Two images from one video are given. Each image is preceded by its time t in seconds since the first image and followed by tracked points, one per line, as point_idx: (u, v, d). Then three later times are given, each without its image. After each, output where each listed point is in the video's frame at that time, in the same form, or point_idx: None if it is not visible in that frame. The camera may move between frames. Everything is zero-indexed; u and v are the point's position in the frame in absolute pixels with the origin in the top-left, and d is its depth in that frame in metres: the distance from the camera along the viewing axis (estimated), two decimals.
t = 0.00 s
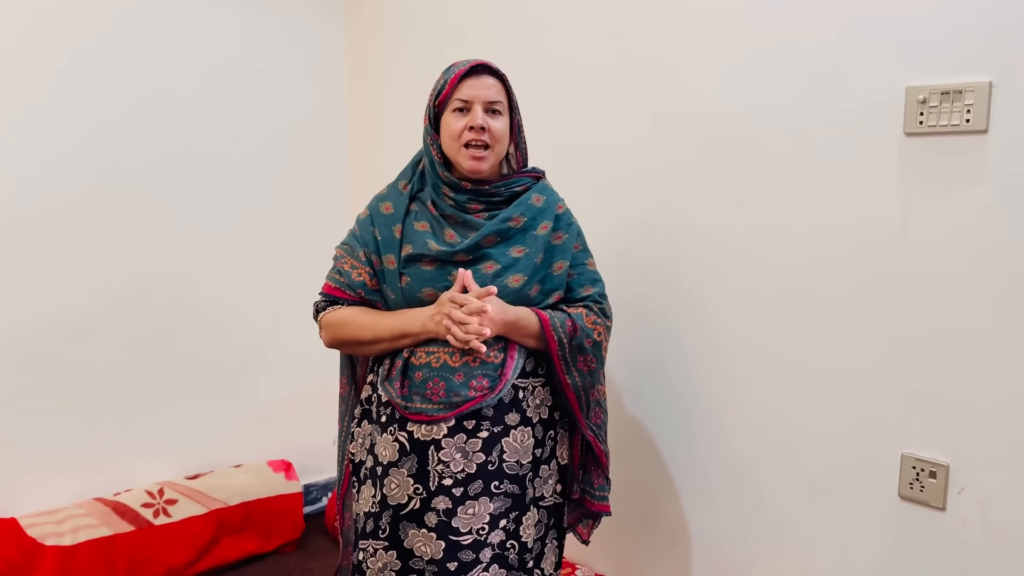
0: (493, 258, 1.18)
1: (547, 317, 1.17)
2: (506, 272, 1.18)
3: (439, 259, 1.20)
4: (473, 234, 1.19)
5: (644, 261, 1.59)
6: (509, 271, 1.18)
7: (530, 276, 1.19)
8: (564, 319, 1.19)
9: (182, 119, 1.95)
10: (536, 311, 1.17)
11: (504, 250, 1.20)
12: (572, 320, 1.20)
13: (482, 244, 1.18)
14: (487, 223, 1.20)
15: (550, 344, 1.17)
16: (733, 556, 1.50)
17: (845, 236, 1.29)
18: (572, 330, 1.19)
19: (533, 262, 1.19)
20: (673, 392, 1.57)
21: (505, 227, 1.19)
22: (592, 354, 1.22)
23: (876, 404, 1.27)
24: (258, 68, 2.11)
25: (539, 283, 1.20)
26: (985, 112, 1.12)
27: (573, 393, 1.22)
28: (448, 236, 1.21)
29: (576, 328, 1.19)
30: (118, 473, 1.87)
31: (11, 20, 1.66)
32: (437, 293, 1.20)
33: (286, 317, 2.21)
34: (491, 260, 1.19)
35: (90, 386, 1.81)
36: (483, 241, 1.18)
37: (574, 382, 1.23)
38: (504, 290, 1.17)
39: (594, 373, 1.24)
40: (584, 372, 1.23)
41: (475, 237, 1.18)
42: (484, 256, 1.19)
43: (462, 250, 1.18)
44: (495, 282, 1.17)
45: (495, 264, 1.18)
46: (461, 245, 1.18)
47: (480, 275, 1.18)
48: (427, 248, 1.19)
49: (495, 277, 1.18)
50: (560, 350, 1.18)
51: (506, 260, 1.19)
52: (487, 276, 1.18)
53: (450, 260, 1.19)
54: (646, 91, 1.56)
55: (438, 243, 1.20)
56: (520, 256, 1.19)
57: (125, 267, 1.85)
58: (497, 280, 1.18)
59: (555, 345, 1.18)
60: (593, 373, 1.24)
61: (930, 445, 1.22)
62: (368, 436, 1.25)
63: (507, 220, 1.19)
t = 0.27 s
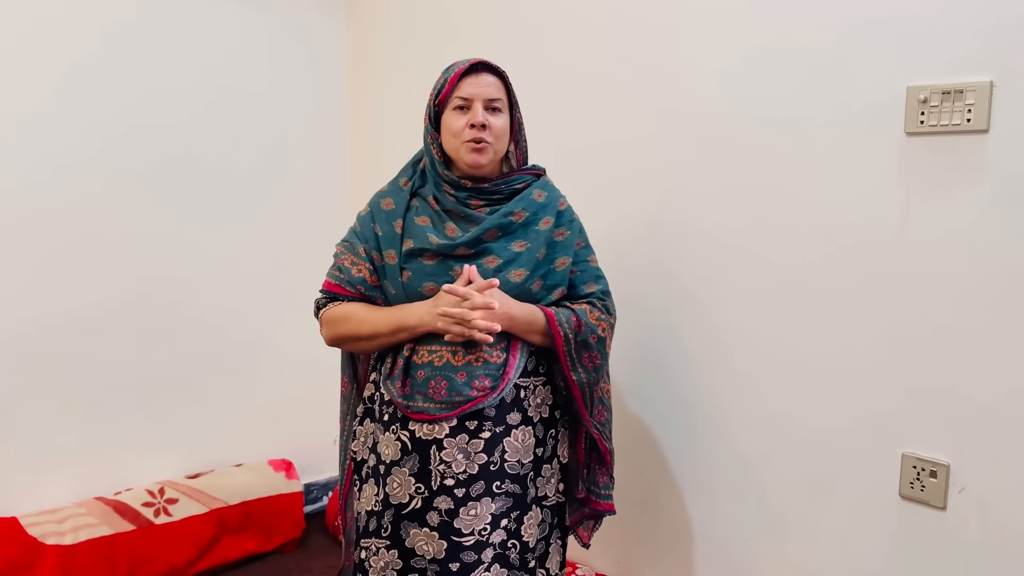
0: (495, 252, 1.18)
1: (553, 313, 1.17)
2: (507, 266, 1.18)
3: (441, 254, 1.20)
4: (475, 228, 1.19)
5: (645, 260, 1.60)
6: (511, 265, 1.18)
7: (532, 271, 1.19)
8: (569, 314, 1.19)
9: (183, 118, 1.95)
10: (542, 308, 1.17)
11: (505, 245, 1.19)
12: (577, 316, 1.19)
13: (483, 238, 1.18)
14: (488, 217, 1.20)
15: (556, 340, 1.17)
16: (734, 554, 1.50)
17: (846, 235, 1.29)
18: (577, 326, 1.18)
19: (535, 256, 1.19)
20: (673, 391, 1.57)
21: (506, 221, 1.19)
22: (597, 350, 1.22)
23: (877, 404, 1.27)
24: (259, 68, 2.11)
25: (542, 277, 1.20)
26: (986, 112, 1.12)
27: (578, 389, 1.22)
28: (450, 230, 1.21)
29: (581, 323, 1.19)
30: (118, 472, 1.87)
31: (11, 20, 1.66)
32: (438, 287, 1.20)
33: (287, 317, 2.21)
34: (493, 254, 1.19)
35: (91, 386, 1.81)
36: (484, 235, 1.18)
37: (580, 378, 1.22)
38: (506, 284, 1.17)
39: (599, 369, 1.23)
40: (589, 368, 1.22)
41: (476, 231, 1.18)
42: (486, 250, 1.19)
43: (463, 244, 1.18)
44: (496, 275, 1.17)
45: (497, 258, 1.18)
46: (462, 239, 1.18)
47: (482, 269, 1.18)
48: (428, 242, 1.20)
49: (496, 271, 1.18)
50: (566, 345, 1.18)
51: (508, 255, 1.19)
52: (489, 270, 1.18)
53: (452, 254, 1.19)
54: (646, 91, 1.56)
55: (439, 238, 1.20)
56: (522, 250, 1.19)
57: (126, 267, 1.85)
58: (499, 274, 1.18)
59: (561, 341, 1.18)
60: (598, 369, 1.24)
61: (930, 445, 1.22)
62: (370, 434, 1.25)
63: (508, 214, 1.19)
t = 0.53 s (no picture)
0: (497, 253, 1.18)
1: (560, 308, 1.16)
2: (509, 267, 1.18)
3: (442, 254, 1.20)
4: (477, 228, 1.19)
5: (645, 258, 1.60)
6: (513, 266, 1.18)
7: (534, 272, 1.19)
8: (575, 312, 1.18)
9: (183, 117, 1.95)
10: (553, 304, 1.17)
11: (507, 245, 1.19)
12: (583, 314, 1.19)
13: (485, 238, 1.18)
14: (491, 217, 1.20)
15: (562, 337, 1.17)
16: (735, 552, 1.50)
17: (848, 234, 1.29)
18: (582, 324, 1.18)
19: (537, 257, 1.19)
20: (674, 390, 1.57)
21: (509, 221, 1.19)
22: (596, 350, 1.22)
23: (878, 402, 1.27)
24: (258, 66, 2.11)
25: (543, 278, 1.20)
26: (988, 110, 1.12)
27: (573, 387, 1.22)
28: (451, 231, 1.21)
29: (586, 322, 1.19)
30: (119, 471, 1.87)
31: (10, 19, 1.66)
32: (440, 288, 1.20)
33: (288, 315, 2.21)
34: (495, 255, 1.19)
35: (92, 384, 1.81)
36: (486, 236, 1.18)
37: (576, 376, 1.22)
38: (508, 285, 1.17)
39: (594, 370, 1.23)
40: (586, 367, 1.22)
41: (478, 232, 1.18)
42: (488, 250, 1.19)
43: (465, 244, 1.18)
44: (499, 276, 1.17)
45: (499, 259, 1.18)
46: (464, 239, 1.18)
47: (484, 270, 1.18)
48: (430, 242, 1.20)
49: (498, 272, 1.18)
50: (570, 342, 1.17)
51: (510, 256, 1.19)
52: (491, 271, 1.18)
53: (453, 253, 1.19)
54: (647, 90, 1.56)
55: (441, 238, 1.20)
56: (524, 251, 1.19)
57: (127, 265, 1.85)
58: (501, 275, 1.18)
59: (566, 337, 1.17)
60: (594, 368, 1.23)
61: (932, 443, 1.22)
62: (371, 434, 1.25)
63: (511, 214, 1.19)
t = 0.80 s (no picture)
0: (494, 257, 1.17)
1: (569, 314, 1.16)
2: (507, 272, 1.17)
3: (440, 259, 1.19)
4: (475, 233, 1.19)
5: (645, 258, 1.60)
6: (511, 270, 1.18)
7: (532, 276, 1.18)
8: (581, 316, 1.18)
9: (183, 115, 1.94)
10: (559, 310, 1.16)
11: (505, 250, 1.19)
12: (588, 317, 1.19)
13: (483, 242, 1.18)
14: (489, 220, 1.20)
15: (571, 343, 1.15)
16: (735, 551, 1.50)
17: (849, 234, 1.28)
18: (588, 327, 1.18)
19: (536, 261, 1.18)
20: (674, 390, 1.57)
21: (507, 225, 1.18)
22: (603, 352, 1.22)
23: (878, 402, 1.27)
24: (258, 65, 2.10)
25: (542, 283, 1.20)
26: (988, 110, 1.12)
27: (583, 391, 1.21)
28: (449, 235, 1.21)
29: (592, 325, 1.18)
30: (119, 469, 1.87)
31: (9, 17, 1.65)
32: (438, 293, 1.19)
33: (288, 314, 2.21)
34: (492, 260, 1.18)
35: (93, 383, 1.81)
36: (484, 240, 1.18)
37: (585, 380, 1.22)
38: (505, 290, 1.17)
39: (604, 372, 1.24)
40: (595, 371, 1.23)
41: (476, 236, 1.17)
42: (486, 255, 1.19)
43: (463, 249, 1.17)
44: (495, 281, 1.17)
45: (497, 263, 1.17)
46: (462, 244, 1.17)
47: (482, 274, 1.18)
48: (427, 248, 1.19)
49: (496, 277, 1.17)
50: (580, 348, 1.16)
51: (508, 260, 1.18)
52: (488, 276, 1.17)
53: (451, 259, 1.19)
54: (647, 88, 1.56)
55: (438, 243, 1.20)
56: (523, 256, 1.18)
57: (127, 264, 1.85)
58: (497, 280, 1.17)
59: (576, 345, 1.16)
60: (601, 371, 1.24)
61: (932, 443, 1.22)
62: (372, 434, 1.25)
63: (509, 218, 1.19)
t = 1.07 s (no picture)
0: (490, 258, 1.17)
1: (555, 313, 1.15)
2: (503, 273, 1.17)
3: (435, 260, 1.19)
4: (471, 234, 1.19)
5: (644, 256, 1.60)
6: (506, 271, 1.17)
7: (528, 277, 1.17)
8: (572, 317, 1.17)
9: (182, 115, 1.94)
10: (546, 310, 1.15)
11: (501, 250, 1.19)
12: (580, 318, 1.18)
13: (479, 243, 1.18)
14: (485, 221, 1.20)
15: (559, 343, 1.15)
16: (735, 551, 1.50)
17: (849, 233, 1.28)
18: (580, 328, 1.17)
19: (532, 261, 1.18)
20: (673, 389, 1.57)
21: (502, 226, 1.18)
22: (598, 353, 1.20)
23: (878, 401, 1.27)
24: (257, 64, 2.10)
25: (538, 283, 1.19)
26: (988, 109, 1.12)
27: (576, 391, 1.20)
28: (445, 236, 1.21)
29: (583, 326, 1.17)
30: (119, 469, 1.87)
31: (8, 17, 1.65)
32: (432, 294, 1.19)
33: (287, 313, 2.21)
34: (487, 261, 1.18)
35: (92, 383, 1.81)
36: (480, 241, 1.18)
37: (578, 379, 1.21)
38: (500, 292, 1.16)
39: (599, 373, 1.21)
40: (589, 371, 1.20)
41: (471, 238, 1.17)
42: (481, 256, 1.19)
43: (458, 251, 1.17)
44: (492, 282, 1.16)
45: (492, 264, 1.17)
46: (457, 247, 1.17)
47: (478, 275, 1.18)
48: (422, 249, 1.19)
49: (491, 278, 1.17)
50: (568, 347, 1.16)
51: (504, 261, 1.18)
52: (484, 277, 1.17)
53: (446, 260, 1.18)
54: (646, 87, 1.56)
55: (434, 244, 1.20)
56: (518, 256, 1.18)
57: (126, 264, 1.85)
58: (494, 281, 1.17)
59: (564, 344, 1.16)
60: (598, 372, 1.21)
61: (932, 442, 1.22)
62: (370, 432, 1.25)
63: (505, 219, 1.18)
